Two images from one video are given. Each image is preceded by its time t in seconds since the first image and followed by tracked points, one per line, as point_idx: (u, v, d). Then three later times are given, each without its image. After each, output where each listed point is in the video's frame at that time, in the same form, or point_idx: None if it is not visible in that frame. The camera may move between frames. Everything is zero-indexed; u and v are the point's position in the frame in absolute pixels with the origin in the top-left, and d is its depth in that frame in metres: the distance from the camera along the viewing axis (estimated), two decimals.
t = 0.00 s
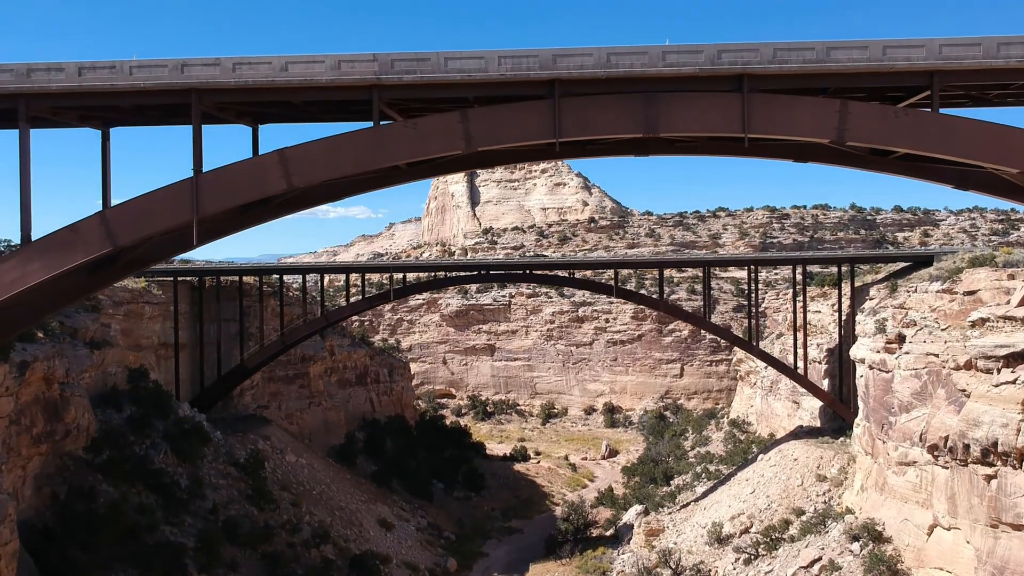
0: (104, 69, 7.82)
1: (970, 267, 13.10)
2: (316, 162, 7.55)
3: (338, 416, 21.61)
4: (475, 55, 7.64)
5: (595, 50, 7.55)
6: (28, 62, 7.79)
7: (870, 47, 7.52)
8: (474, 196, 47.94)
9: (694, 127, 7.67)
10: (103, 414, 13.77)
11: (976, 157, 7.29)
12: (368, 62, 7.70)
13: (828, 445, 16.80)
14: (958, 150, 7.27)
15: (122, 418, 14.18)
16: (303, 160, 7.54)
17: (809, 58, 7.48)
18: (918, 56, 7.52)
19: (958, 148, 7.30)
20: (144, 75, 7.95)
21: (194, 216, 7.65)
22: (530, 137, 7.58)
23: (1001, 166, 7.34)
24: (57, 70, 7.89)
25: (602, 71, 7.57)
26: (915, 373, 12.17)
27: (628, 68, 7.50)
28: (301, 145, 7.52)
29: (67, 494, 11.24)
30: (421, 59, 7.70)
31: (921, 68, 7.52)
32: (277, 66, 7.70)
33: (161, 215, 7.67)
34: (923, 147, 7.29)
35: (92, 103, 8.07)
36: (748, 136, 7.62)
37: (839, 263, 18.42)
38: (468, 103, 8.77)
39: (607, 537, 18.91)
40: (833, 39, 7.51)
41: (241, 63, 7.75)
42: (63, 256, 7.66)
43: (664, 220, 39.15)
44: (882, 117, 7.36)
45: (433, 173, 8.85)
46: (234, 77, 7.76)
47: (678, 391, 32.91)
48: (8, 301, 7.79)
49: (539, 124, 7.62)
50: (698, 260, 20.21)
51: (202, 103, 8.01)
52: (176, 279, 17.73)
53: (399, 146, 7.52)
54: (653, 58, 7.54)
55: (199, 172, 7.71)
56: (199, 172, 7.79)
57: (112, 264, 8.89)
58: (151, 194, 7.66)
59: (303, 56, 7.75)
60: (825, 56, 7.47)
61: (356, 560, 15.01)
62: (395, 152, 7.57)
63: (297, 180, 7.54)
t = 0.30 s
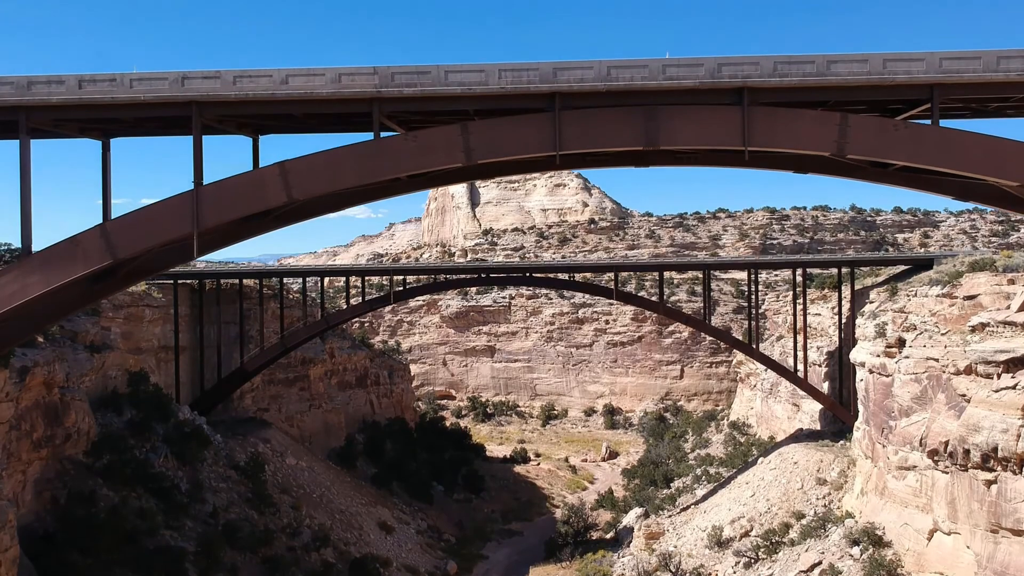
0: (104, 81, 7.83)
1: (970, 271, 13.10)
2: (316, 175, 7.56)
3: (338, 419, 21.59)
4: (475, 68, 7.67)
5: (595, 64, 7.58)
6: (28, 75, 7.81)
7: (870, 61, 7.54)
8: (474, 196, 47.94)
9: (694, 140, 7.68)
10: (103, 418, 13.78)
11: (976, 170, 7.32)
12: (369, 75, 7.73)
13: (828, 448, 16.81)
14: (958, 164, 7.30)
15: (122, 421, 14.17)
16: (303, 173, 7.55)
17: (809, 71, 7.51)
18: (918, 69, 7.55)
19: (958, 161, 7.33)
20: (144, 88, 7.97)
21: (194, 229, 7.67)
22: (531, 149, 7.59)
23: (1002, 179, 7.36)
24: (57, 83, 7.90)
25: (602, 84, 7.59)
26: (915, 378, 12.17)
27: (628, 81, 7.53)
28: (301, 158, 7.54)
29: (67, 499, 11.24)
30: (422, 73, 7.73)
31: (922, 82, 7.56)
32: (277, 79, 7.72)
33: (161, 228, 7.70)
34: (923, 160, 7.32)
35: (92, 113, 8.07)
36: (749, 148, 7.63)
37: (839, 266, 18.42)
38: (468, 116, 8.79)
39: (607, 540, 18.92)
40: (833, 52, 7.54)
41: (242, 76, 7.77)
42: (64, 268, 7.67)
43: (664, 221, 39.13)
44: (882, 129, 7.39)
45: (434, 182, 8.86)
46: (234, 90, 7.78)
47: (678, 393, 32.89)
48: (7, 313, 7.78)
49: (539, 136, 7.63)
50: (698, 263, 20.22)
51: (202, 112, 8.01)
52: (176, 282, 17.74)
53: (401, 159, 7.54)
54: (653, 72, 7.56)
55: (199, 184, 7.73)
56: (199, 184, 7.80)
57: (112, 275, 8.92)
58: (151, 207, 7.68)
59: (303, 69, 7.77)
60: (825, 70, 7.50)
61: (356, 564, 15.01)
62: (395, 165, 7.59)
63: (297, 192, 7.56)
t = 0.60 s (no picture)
0: (105, 94, 7.85)
1: (970, 276, 13.10)
2: (317, 188, 7.58)
3: (338, 421, 21.57)
4: (475, 81, 7.70)
5: (595, 77, 7.61)
6: (29, 88, 7.84)
7: (870, 74, 7.56)
8: (474, 198, 47.93)
9: (693, 152, 7.70)
10: (103, 422, 13.77)
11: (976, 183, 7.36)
12: (369, 88, 7.76)
13: (828, 452, 16.81)
14: (958, 176, 7.33)
15: (122, 425, 14.18)
16: (304, 186, 7.56)
17: (809, 85, 7.54)
18: (918, 83, 7.59)
19: (959, 174, 7.34)
20: (145, 100, 8.00)
21: (194, 242, 7.69)
22: (532, 162, 7.61)
23: (1002, 191, 7.38)
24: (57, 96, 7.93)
25: (602, 97, 7.63)
26: (915, 382, 12.17)
27: (628, 95, 7.57)
28: (301, 170, 7.55)
29: (67, 504, 11.23)
30: (422, 86, 7.76)
31: (922, 96, 7.59)
32: (277, 92, 7.75)
33: (161, 240, 7.72)
34: (923, 173, 7.35)
35: (91, 123, 8.07)
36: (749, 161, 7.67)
37: (838, 269, 18.43)
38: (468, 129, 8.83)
39: (607, 543, 18.93)
40: (834, 65, 7.57)
41: (242, 88, 7.79)
42: (65, 281, 7.71)
43: (665, 223, 39.12)
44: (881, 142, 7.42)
45: (434, 193, 8.88)
46: (235, 103, 7.79)
47: (678, 394, 32.88)
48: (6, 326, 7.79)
49: (539, 149, 7.66)
50: (698, 266, 20.22)
51: (201, 121, 8.01)
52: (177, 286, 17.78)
53: (402, 172, 7.56)
54: (653, 85, 7.60)
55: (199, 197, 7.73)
56: (199, 197, 7.81)
57: (111, 287, 8.99)
58: (152, 219, 7.70)
59: (303, 82, 7.80)
60: (825, 83, 7.53)
61: (356, 567, 15.01)
62: (396, 177, 7.61)
63: (297, 206, 7.58)
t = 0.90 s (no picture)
0: (105, 107, 7.92)
1: (970, 280, 13.09)
2: (317, 201, 7.63)
3: (338, 423, 21.54)
4: (475, 95, 7.75)
5: (596, 91, 7.68)
6: (29, 101, 7.92)
7: (870, 88, 7.61)
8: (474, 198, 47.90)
9: (693, 166, 7.74)
10: (103, 425, 13.77)
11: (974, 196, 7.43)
12: (369, 102, 7.82)
13: (828, 455, 16.83)
14: (957, 190, 7.41)
15: (122, 428, 14.17)
16: (303, 198, 7.62)
17: (809, 98, 7.60)
18: (919, 96, 7.62)
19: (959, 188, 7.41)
20: (145, 113, 8.05)
21: (194, 255, 7.76)
22: (533, 175, 7.67)
23: (1003, 205, 7.44)
24: (58, 108, 7.99)
25: (602, 111, 7.69)
26: (915, 387, 12.18)
27: (628, 108, 7.64)
28: (300, 184, 7.62)
29: (67, 509, 11.22)
30: (422, 99, 7.80)
31: (922, 109, 7.63)
32: (278, 105, 7.82)
33: (161, 253, 7.79)
34: (922, 187, 7.42)
35: (91, 132, 8.10)
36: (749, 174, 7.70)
37: (839, 272, 18.43)
38: (469, 142, 8.89)
39: (606, 546, 18.95)
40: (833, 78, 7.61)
41: (242, 102, 7.86)
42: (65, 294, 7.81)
43: (664, 224, 39.11)
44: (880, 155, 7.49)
45: (434, 204, 8.94)
46: (235, 116, 7.86)
47: (678, 396, 32.89)
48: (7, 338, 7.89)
49: (539, 162, 7.72)
50: (698, 269, 20.23)
51: (201, 130, 8.03)
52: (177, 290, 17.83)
53: (403, 185, 7.62)
54: (653, 98, 7.66)
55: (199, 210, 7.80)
56: (199, 209, 7.87)
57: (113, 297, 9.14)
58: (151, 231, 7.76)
59: (303, 95, 7.86)
60: (825, 97, 7.58)
61: (357, 570, 15.01)
62: (397, 190, 7.68)
63: (297, 219, 7.65)
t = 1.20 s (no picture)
0: (105, 120, 8.07)
1: (970, 285, 13.08)
2: (317, 215, 7.87)
3: (339, 426, 21.53)
4: (476, 109, 7.90)
5: (596, 105, 7.82)
6: (30, 115, 8.08)
7: (870, 102, 7.77)
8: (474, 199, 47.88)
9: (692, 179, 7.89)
10: (103, 429, 13.78)
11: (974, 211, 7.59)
12: (370, 116, 7.97)
13: (828, 458, 16.84)
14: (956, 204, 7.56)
15: (122, 432, 14.18)
16: (303, 212, 7.85)
17: (809, 112, 7.76)
18: (918, 110, 7.76)
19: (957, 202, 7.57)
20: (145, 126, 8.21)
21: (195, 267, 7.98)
22: (534, 188, 7.83)
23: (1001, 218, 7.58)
24: (59, 121, 8.16)
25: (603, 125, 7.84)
26: (914, 392, 12.19)
27: (628, 122, 7.79)
28: (300, 197, 7.85)
29: (67, 513, 11.23)
30: (423, 113, 7.94)
31: (922, 123, 7.76)
32: (279, 119, 7.94)
33: (161, 266, 8.00)
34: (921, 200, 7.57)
35: (91, 141, 8.10)
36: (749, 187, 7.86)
37: (839, 275, 18.43)
38: (472, 155, 9.03)
39: (606, 549, 18.96)
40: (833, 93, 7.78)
41: (243, 115, 8.00)
42: (64, 307, 8.02)
43: (665, 225, 39.08)
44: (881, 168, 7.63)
45: (434, 217, 9.13)
46: (236, 130, 8.00)
47: (678, 398, 32.89)
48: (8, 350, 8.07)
49: (539, 175, 7.90)
50: (698, 272, 20.21)
51: (202, 138, 8.03)
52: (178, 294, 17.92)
53: (404, 199, 7.82)
54: (653, 112, 7.80)
55: (200, 223, 8.04)
56: (200, 223, 8.11)
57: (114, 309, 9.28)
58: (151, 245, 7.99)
59: (304, 109, 8.00)
60: (825, 111, 7.74)
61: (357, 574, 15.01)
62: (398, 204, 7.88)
63: (297, 232, 7.88)
